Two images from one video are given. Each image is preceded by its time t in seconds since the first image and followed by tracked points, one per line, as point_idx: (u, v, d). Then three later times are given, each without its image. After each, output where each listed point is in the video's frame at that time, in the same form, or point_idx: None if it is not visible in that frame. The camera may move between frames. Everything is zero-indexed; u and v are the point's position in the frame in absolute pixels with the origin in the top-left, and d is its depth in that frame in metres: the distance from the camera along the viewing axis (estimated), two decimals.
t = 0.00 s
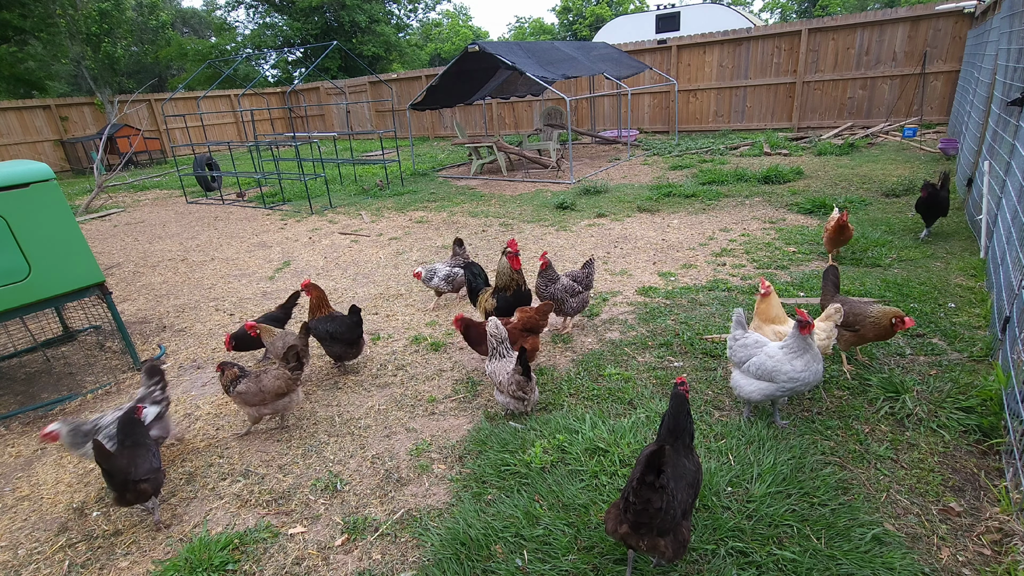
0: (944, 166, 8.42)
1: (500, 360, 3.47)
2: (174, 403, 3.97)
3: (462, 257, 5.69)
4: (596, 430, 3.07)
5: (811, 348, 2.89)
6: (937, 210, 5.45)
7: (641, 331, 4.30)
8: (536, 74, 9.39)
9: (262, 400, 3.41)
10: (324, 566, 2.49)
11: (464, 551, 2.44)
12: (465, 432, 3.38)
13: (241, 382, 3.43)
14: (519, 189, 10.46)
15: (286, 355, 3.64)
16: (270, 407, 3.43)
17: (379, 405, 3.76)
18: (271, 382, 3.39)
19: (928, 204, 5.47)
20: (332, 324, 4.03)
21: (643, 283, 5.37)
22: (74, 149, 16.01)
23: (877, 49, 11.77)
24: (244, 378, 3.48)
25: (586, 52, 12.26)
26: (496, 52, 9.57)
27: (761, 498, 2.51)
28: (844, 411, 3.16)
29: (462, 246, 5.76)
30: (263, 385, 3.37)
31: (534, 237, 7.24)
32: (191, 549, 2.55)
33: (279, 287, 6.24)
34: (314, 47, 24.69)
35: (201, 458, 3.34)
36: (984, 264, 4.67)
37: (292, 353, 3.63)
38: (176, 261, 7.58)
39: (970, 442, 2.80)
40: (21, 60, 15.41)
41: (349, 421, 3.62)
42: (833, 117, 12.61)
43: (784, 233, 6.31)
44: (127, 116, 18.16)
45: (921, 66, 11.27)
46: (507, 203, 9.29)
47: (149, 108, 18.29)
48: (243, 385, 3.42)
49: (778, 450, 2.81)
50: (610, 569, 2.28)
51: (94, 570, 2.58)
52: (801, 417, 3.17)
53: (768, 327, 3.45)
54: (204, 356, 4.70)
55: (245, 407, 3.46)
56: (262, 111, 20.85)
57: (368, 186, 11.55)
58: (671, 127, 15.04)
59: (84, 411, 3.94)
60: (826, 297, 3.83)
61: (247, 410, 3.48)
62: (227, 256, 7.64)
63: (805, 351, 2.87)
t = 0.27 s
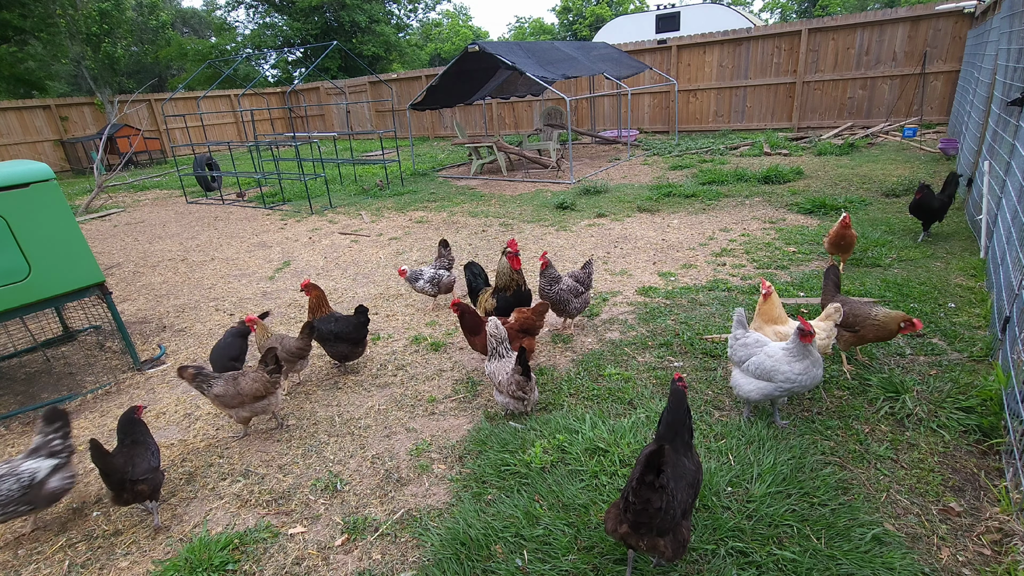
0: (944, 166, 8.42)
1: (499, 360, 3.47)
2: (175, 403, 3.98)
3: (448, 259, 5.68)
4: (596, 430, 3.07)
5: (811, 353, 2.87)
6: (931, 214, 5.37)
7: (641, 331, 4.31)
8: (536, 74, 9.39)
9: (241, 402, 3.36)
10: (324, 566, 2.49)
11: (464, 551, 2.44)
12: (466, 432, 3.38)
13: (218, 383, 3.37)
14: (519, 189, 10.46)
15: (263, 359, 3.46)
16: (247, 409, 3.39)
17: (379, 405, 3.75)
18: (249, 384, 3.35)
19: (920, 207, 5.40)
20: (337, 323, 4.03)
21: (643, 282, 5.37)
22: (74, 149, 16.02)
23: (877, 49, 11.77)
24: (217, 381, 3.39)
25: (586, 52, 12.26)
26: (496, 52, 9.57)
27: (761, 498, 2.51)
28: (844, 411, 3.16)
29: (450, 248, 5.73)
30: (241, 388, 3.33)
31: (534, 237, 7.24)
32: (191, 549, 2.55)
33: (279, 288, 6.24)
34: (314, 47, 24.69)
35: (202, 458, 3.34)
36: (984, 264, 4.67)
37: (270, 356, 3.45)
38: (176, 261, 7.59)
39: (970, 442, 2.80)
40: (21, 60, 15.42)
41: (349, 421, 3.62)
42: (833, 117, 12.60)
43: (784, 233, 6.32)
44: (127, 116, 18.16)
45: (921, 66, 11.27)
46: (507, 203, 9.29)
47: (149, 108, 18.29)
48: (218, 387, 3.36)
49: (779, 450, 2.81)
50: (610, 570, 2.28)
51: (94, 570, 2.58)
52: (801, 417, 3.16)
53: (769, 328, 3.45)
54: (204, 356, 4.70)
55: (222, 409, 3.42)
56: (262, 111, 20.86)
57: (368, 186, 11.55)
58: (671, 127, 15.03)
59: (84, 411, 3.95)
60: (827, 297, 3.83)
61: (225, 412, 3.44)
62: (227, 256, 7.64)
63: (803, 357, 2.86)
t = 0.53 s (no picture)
0: (944, 166, 8.42)
1: (499, 360, 3.47)
2: (175, 403, 3.97)
3: (442, 259, 5.66)
4: (596, 430, 3.07)
5: (813, 355, 2.87)
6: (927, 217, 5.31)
7: (641, 331, 4.30)
8: (536, 74, 9.39)
9: (228, 403, 3.36)
10: (323, 566, 2.49)
11: (464, 551, 2.44)
12: (465, 432, 3.38)
13: (202, 387, 3.34)
14: (519, 189, 10.46)
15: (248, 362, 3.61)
16: (235, 411, 3.40)
17: (379, 405, 3.76)
18: (235, 386, 3.34)
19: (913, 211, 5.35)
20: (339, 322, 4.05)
21: (643, 282, 5.37)
22: (74, 149, 16.02)
23: (876, 49, 11.77)
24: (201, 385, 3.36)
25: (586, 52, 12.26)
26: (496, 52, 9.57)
27: (761, 498, 2.51)
28: (844, 411, 3.16)
29: (443, 249, 5.70)
30: (227, 390, 3.32)
31: (534, 237, 7.24)
32: (191, 549, 2.55)
33: (279, 287, 6.24)
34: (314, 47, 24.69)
35: (202, 458, 3.34)
36: (984, 264, 4.67)
37: (255, 359, 3.63)
38: (176, 261, 7.58)
39: (970, 442, 2.80)
40: (21, 60, 15.42)
41: (349, 421, 3.62)
42: (833, 117, 12.60)
43: (784, 233, 6.31)
44: (127, 116, 18.16)
45: (921, 66, 11.27)
46: (507, 203, 9.29)
47: (149, 108, 18.29)
48: (202, 390, 3.32)
49: (779, 450, 2.81)
50: (610, 570, 2.28)
51: (94, 570, 2.57)
52: (801, 417, 3.16)
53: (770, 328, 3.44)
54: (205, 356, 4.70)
55: (209, 412, 3.40)
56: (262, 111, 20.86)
57: (368, 186, 11.55)
58: (671, 127, 15.03)
59: (84, 411, 3.94)
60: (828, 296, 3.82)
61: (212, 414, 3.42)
62: (227, 256, 7.63)
63: (804, 357, 2.86)
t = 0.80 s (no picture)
0: (944, 166, 8.42)
1: (498, 360, 3.46)
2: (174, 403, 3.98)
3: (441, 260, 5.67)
4: (596, 430, 3.07)
5: (815, 359, 2.84)
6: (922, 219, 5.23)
7: (641, 331, 4.31)
8: (536, 74, 9.39)
9: (208, 403, 3.37)
10: (323, 566, 2.49)
11: (464, 551, 2.44)
12: (465, 432, 3.37)
13: (182, 386, 3.34)
14: (519, 189, 10.46)
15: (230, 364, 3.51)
16: (214, 411, 3.40)
17: (379, 405, 3.75)
18: (217, 386, 3.36)
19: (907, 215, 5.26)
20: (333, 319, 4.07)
21: (643, 282, 5.38)
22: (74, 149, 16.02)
23: (876, 49, 11.77)
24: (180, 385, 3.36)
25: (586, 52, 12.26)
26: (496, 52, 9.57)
27: (761, 498, 2.51)
28: (844, 411, 3.15)
29: (441, 251, 5.72)
30: (208, 389, 3.34)
31: (534, 237, 7.24)
32: (191, 549, 2.55)
33: (279, 288, 6.24)
34: (314, 47, 24.69)
35: (202, 458, 3.34)
36: (984, 264, 4.67)
37: (236, 359, 3.51)
38: (176, 261, 7.58)
39: (970, 442, 2.80)
40: (21, 60, 15.41)
41: (349, 421, 3.62)
42: (833, 117, 12.60)
43: (784, 233, 6.32)
44: (127, 116, 18.16)
45: (921, 66, 11.27)
46: (507, 203, 9.29)
47: (149, 108, 18.29)
48: (182, 390, 3.33)
49: (778, 450, 2.81)
50: (610, 570, 2.28)
51: (94, 570, 2.57)
52: (801, 417, 3.16)
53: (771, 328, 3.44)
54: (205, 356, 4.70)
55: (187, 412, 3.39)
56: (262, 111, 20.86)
57: (368, 186, 11.55)
58: (671, 127, 15.04)
59: (84, 411, 3.95)
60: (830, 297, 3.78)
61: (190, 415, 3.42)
62: (227, 256, 7.64)
63: (806, 361, 2.84)
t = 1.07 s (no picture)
0: (944, 166, 8.42)
1: (495, 361, 3.45)
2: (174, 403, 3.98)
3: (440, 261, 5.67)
4: (596, 430, 3.07)
5: (809, 366, 2.79)
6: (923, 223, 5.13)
7: (641, 331, 4.31)
8: (536, 74, 9.39)
9: (190, 404, 3.38)
10: (323, 566, 2.49)
11: (464, 551, 2.44)
12: (465, 432, 3.37)
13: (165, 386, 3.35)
14: (519, 189, 10.46)
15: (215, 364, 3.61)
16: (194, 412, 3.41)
17: (379, 405, 3.76)
18: (200, 386, 3.38)
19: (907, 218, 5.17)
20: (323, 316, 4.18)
21: (643, 283, 5.38)
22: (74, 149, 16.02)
23: (876, 49, 11.77)
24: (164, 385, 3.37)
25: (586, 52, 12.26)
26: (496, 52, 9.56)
27: (761, 498, 2.51)
28: (845, 411, 3.15)
29: (440, 251, 5.72)
30: (191, 390, 3.35)
31: (534, 237, 7.24)
32: (191, 549, 2.55)
33: (279, 288, 6.24)
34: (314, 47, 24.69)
35: (202, 458, 3.35)
36: (984, 264, 4.67)
37: (223, 360, 3.63)
38: (176, 261, 7.58)
39: (970, 442, 2.80)
40: (21, 60, 15.41)
41: (349, 421, 3.62)
42: (833, 117, 12.61)
43: (784, 233, 6.32)
44: (127, 116, 18.16)
45: (921, 66, 11.27)
46: (507, 203, 9.29)
47: (149, 108, 18.29)
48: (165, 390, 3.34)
49: (778, 451, 2.81)
50: (610, 570, 2.28)
51: (93, 570, 2.57)
52: (801, 418, 3.16)
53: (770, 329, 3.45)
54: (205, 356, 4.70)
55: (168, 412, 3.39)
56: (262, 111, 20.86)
57: (368, 186, 11.55)
58: (671, 127, 15.04)
59: (84, 411, 3.95)
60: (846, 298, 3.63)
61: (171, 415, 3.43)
62: (227, 256, 7.64)
63: (799, 367, 2.80)
